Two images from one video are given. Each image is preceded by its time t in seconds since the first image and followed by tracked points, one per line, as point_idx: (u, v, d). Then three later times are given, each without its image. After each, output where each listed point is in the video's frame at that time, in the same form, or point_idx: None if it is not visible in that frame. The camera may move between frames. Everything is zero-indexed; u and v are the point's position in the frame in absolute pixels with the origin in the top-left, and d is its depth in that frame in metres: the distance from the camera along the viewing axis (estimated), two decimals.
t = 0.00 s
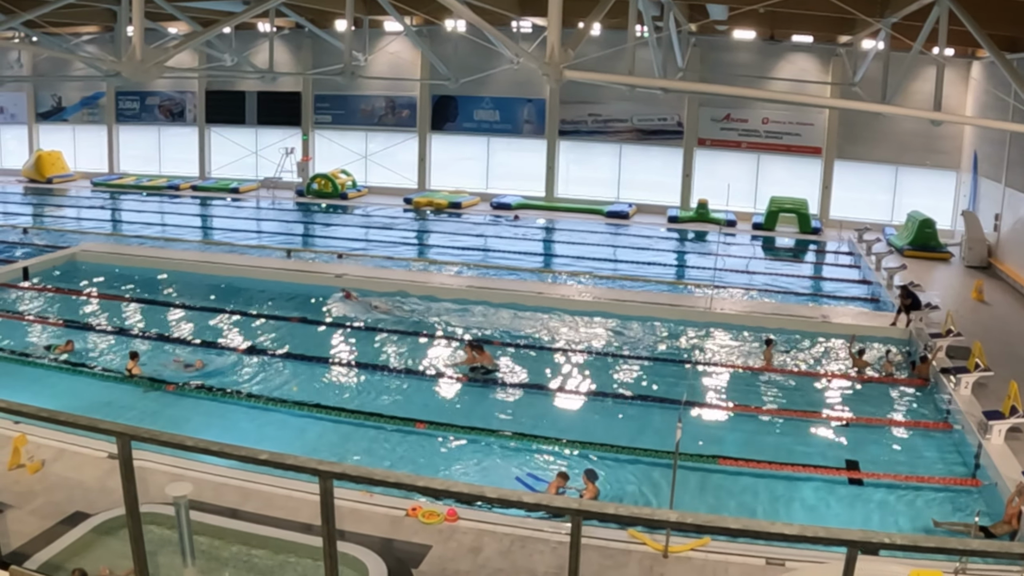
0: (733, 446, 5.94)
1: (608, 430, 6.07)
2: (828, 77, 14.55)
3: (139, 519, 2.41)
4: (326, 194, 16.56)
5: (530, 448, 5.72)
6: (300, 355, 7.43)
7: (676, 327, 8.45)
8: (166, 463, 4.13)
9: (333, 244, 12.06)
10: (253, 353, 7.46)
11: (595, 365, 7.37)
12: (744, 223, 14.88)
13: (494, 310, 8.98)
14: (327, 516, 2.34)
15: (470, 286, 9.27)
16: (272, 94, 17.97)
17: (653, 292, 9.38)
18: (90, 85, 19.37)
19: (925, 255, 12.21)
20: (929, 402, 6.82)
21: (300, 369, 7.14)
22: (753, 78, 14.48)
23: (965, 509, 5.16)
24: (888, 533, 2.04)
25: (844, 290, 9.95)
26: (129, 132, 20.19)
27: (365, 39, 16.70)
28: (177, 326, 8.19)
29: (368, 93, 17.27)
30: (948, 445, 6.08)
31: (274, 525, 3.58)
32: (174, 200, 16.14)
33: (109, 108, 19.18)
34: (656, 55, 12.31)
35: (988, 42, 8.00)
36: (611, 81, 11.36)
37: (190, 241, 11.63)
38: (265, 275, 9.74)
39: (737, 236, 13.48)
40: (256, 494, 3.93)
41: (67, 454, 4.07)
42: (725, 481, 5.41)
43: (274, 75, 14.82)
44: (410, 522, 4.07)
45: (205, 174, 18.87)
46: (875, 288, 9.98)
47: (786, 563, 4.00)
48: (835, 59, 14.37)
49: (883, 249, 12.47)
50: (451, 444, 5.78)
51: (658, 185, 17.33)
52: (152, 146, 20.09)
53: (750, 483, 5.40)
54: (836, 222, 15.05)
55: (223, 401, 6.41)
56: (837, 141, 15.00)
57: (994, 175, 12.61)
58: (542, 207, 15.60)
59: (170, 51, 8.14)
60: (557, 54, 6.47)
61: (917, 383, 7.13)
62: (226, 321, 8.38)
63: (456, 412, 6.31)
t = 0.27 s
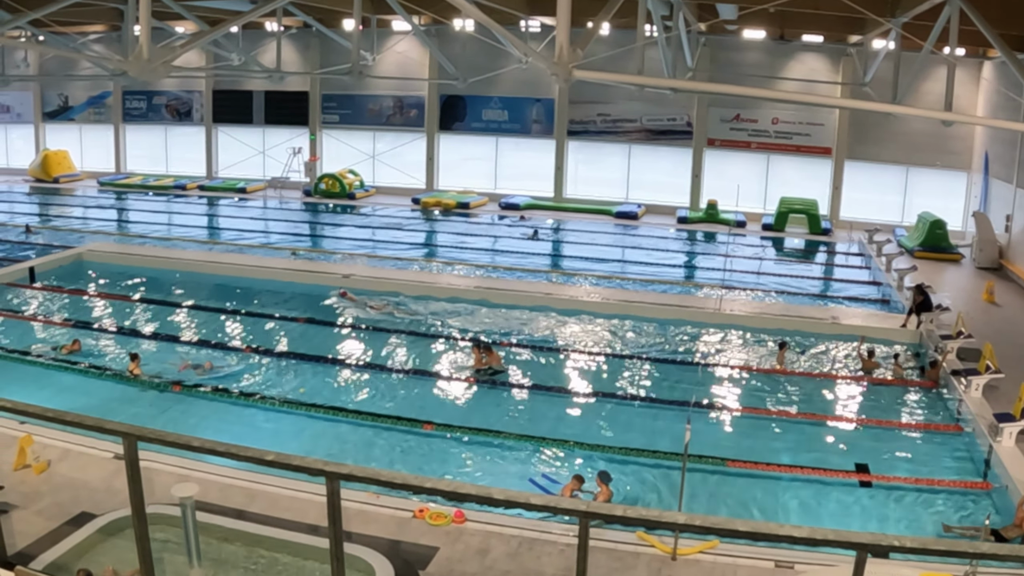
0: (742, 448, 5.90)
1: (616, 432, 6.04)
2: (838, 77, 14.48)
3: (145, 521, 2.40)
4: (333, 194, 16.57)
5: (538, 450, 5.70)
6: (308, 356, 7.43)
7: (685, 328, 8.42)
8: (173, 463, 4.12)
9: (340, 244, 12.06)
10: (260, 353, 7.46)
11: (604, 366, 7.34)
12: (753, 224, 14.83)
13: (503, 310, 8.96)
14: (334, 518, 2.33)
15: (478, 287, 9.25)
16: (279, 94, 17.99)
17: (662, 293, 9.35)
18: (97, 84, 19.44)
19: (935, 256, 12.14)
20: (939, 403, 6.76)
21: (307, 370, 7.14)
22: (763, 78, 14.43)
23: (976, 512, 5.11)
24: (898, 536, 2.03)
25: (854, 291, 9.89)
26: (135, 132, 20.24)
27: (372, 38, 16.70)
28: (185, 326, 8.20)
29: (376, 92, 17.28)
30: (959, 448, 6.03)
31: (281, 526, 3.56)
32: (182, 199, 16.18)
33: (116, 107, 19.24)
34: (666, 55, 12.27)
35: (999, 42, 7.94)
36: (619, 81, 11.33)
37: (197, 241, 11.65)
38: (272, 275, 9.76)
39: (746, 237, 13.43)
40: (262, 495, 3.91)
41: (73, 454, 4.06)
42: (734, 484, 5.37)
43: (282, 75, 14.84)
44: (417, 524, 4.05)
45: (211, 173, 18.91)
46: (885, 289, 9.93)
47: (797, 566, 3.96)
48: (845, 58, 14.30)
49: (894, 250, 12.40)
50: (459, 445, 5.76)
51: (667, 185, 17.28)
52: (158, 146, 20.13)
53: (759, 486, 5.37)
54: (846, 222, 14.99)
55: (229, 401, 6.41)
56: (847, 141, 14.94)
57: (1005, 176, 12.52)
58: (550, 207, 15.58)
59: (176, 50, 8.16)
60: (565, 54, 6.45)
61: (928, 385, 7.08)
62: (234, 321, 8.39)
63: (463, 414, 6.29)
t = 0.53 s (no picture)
0: (751, 451, 5.87)
1: (625, 434, 6.01)
2: (848, 77, 14.42)
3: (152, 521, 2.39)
4: (341, 194, 16.58)
5: (546, 451, 5.67)
6: (316, 356, 7.42)
7: (695, 330, 8.39)
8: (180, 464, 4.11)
9: (348, 245, 12.06)
10: (267, 354, 7.45)
11: (613, 368, 7.31)
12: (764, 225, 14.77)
13: (511, 311, 8.94)
14: (341, 519, 2.32)
15: (487, 288, 9.23)
16: (286, 93, 18.02)
17: (671, 294, 9.32)
18: (104, 83, 19.52)
19: (946, 258, 12.06)
20: (950, 406, 6.71)
21: (315, 371, 7.13)
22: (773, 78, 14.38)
23: (987, 515, 5.06)
24: (907, 540, 2.02)
25: (865, 292, 9.84)
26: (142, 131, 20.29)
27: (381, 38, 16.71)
28: (191, 326, 8.21)
29: (384, 92, 17.29)
30: (969, 450, 5.98)
31: (287, 527, 3.55)
32: (190, 199, 16.21)
33: (122, 107, 19.31)
34: (675, 55, 12.23)
35: (1011, 42, 7.89)
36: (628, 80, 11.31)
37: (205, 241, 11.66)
38: (280, 275, 9.77)
39: (756, 238, 13.38)
40: (269, 496, 3.91)
41: (80, 454, 4.07)
42: (744, 486, 5.34)
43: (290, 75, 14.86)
44: (425, 525, 4.03)
45: (219, 173, 18.95)
46: (896, 291, 9.87)
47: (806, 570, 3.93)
48: (856, 58, 14.24)
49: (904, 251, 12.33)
50: (467, 447, 5.74)
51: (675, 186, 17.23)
52: (165, 145, 20.17)
53: (768, 488, 5.34)
54: (856, 224, 14.93)
55: (236, 402, 6.40)
56: (858, 141, 14.87)
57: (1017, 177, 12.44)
58: (560, 207, 15.56)
59: (184, 49, 8.18)
60: (575, 53, 6.43)
61: (939, 388, 7.02)
62: (240, 321, 8.38)
63: (471, 415, 6.26)
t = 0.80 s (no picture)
0: (761, 453, 5.83)
1: (634, 436, 5.98)
2: (858, 77, 14.35)
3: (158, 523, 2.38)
4: (349, 193, 16.59)
5: (555, 454, 5.65)
6: (323, 357, 7.41)
7: (705, 331, 8.35)
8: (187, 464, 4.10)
9: (355, 245, 12.07)
10: (274, 355, 7.45)
11: (622, 369, 7.28)
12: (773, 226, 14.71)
13: (520, 312, 8.92)
14: (348, 520, 2.30)
15: (495, 289, 9.21)
16: (292, 92, 18.05)
17: (680, 295, 9.29)
18: (111, 83, 19.59)
19: (957, 259, 11.99)
20: (960, 408, 6.66)
21: (323, 372, 7.13)
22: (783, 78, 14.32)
23: (998, 518, 5.01)
24: (918, 543, 1.99)
25: (875, 294, 9.79)
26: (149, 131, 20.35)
27: (389, 37, 16.71)
28: (198, 326, 8.22)
29: (392, 92, 17.30)
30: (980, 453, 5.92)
31: (294, 528, 3.54)
32: (198, 199, 16.25)
33: (129, 106, 19.38)
34: (684, 54, 12.19)
35: None
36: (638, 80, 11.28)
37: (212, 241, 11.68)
38: (288, 275, 9.78)
39: (766, 239, 13.33)
40: (276, 497, 3.89)
41: (86, 455, 4.07)
42: (753, 489, 5.30)
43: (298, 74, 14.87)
44: (432, 527, 4.01)
45: (226, 172, 18.98)
46: (906, 293, 9.81)
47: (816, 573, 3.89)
48: (867, 58, 14.18)
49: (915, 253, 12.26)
50: (475, 449, 5.71)
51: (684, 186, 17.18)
52: (172, 145, 20.21)
53: (778, 491, 5.30)
54: (867, 225, 14.87)
55: (244, 403, 6.39)
56: (869, 142, 14.80)
57: None
58: (568, 208, 15.54)
59: (191, 47, 8.18)
60: (584, 53, 6.41)
61: (949, 390, 6.96)
62: (248, 321, 8.40)
63: (478, 417, 6.24)
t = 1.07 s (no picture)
0: (771, 455, 5.79)
1: (642, 438, 5.95)
2: (869, 77, 14.27)
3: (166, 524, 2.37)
4: (357, 193, 16.59)
5: (563, 455, 5.62)
6: (331, 358, 7.40)
7: (714, 332, 8.31)
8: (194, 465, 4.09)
9: (363, 245, 12.06)
10: (281, 355, 7.44)
11: (630, 370, 7.25)
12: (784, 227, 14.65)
13: (529, 313, 8.90)
14: (358, 523, 2.29)
15: (503, 289, 9.19)
16: (300, 92, 18.07)
17: (690, 297, 9.25)
18: (118, 82, 19.65)
19: (968, 261, 11.91)
20: (971, 410, 6.60)
21: (330, 372, 7.12)
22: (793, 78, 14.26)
23: (1010, 521, 4.97)
24: (928, 546, 1.97)
25: (886, 295, 9.73)
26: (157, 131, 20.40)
27: (397, 37, 16.71)
28: (205, 326, 8.23)
29: (400, 91, 17.30)
30: (992, 456, 5.87)
31: (301, 528, 3.53)
32: (206, 198, 16.28)
33: (137, 105, 19.43)
34: (694, 54, 12.14)
35: None
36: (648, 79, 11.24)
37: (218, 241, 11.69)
38: (296, 275, 9.78)
39: (776, 240, 13.27)
40: (284, 498, 3.88)
41: (93, 455, 4.07)
42: (762, 491, 5.27)
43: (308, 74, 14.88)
44: (440, 529, 3.99)
45: (233, 171, 19.02)
46: (917, 294, 9.76)
47: None
48: (878, 59, 14.10)
49: (926, 254, 12.19)
50: (483, 450, 5.70)
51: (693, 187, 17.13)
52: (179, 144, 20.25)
53: (788, 493, 5.26)
54: (877, 226, 14.81)
55: (251, 403, 6.39)
56: (880, 143, 14.73)
57: None
58: (578, 208, 15.52)
59: (199, 47, 8.17)
60: (594, 52, 6.38)
61: (960, 392, 6.90)
62: (254, 322, 8.40)
63: (486, 418, 6.22)
